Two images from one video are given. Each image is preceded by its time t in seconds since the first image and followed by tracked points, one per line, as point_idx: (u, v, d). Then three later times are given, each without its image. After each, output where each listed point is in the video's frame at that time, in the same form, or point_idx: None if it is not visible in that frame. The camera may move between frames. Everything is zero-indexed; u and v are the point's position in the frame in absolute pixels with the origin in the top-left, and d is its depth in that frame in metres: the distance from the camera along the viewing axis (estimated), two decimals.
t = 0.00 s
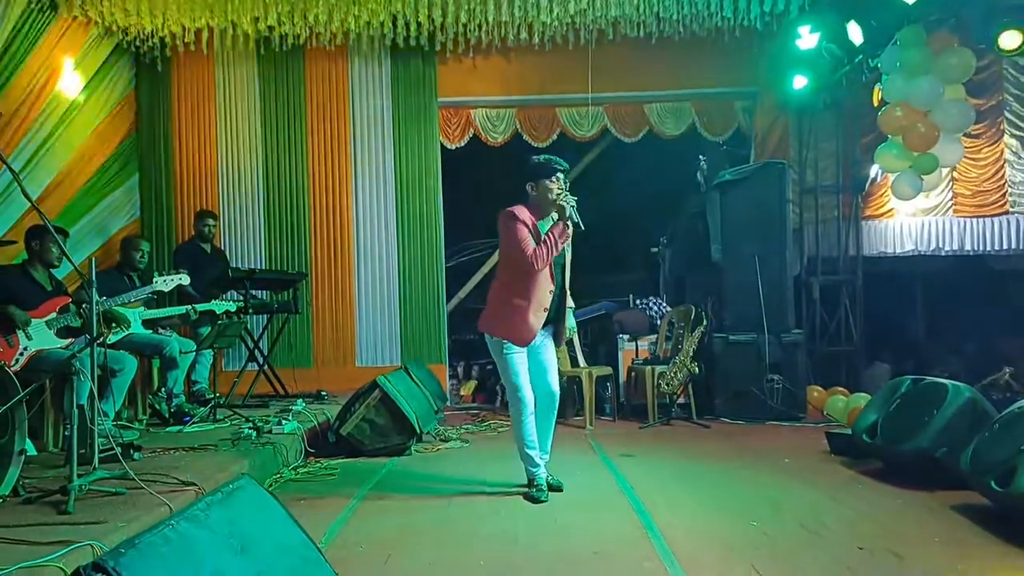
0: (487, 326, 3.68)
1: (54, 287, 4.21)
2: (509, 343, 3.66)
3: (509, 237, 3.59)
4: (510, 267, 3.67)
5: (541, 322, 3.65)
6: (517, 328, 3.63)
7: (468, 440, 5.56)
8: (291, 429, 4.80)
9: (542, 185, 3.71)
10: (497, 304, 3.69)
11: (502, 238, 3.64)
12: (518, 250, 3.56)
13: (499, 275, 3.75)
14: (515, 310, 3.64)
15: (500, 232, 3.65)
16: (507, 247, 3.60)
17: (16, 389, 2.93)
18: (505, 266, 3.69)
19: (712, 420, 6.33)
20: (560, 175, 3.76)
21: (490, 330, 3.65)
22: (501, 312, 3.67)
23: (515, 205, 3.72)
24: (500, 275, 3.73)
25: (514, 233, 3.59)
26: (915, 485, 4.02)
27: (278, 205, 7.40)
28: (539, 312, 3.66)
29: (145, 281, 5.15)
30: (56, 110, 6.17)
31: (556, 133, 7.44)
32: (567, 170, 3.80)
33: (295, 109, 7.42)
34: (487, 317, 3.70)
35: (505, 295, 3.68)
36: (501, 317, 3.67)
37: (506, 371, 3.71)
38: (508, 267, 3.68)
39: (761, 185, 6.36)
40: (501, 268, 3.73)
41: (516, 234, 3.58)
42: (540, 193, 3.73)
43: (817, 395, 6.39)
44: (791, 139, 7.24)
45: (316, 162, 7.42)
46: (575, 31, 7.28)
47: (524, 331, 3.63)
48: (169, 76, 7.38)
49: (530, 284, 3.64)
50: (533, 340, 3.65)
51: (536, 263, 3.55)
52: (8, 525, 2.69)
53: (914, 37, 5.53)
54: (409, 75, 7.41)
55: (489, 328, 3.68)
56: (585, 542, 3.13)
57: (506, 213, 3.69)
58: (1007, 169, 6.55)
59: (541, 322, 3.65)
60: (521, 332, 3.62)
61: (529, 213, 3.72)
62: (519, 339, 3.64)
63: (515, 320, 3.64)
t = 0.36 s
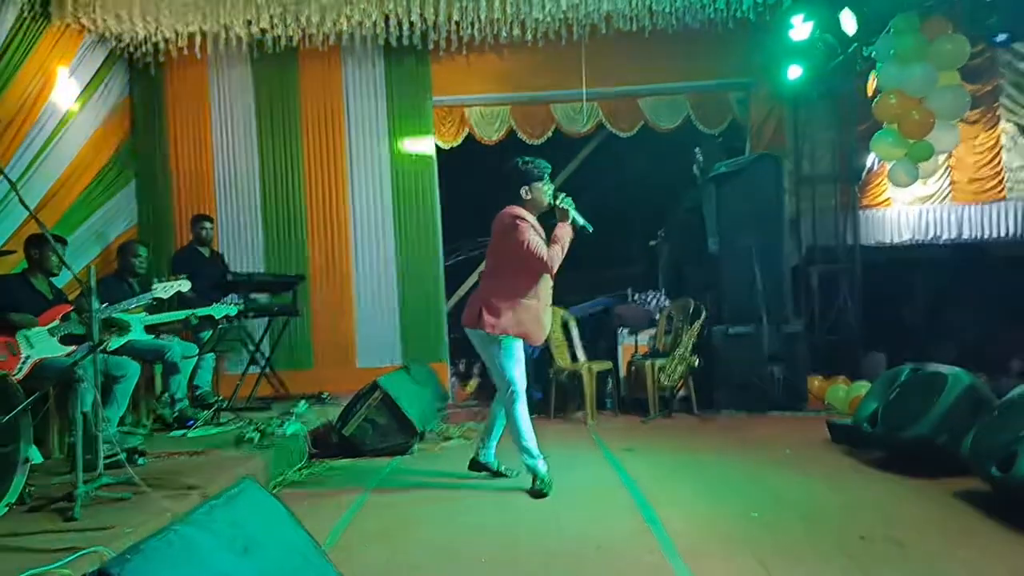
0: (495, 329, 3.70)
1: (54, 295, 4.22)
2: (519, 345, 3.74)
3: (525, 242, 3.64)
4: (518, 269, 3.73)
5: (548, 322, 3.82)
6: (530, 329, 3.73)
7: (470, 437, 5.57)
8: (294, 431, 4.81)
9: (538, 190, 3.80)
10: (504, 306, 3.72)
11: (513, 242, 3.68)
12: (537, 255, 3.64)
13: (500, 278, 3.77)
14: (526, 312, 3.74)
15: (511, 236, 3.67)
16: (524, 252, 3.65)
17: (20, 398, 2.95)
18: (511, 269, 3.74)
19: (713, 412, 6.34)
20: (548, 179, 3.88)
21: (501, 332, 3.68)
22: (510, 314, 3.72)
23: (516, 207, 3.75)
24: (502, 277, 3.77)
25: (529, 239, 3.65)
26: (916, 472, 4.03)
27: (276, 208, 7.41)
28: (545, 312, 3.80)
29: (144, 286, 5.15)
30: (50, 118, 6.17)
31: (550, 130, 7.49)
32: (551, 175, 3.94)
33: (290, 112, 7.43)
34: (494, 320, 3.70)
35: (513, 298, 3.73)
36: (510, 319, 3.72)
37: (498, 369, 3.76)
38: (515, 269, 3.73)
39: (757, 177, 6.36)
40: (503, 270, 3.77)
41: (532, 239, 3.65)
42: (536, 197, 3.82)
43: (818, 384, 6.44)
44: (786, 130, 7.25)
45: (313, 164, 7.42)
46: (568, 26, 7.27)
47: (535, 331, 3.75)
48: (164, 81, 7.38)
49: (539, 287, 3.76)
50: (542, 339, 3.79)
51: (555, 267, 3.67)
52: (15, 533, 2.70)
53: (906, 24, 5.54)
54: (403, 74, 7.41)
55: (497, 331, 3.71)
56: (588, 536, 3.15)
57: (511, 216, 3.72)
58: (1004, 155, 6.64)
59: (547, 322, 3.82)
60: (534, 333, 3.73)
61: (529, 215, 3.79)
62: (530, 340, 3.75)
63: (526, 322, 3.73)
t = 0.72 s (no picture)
0: (491, 334, 3.81)
1: (73, 267, 4.26)
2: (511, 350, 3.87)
3: (525, 253, 3.81)
4: (514, 279, 3.88)
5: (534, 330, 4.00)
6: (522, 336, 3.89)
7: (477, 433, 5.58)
8: (302, 415, 4.84)
9: (532, 202, 3.97)
10: (499, 313, 3.84)
11: (512, 252, 3.83)
12: (536, 267, 3.81)
13: (494, 285, 3.90)
14: (518, 319, 3.89)
15: (512, 246, 3.82)
16: (523, 263, 3.81)
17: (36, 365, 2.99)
18: (506, 277, 3.88)
19: (722, 421, 6.32)
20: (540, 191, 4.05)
21: (499, 337, 3.80)
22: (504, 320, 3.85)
23: (511, 219, 3.90)
24: (496, 285, 3.90)
25: (528, 250, 3.82)
26: (923, 491, 4.00)
27: (297, 195, 7.46)
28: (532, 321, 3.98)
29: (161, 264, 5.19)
30: (80, 95, 6.25)
31: (575, 131, 7.47)
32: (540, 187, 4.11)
33: (316, 100, 7.47)
34: (490, 325, 3.82)
35: (507, 305, 3.87)
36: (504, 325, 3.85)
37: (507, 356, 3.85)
38: (510, 279, 3.89)
39: (779, 188, 6.34)
40: (496, 278, 3.90)
41: (531, 251, 3.82)
42: (530, 209, 3.98)
43: (829, 399, 6.04)
44: (810, 143, 7.20)
45: (336, 153, 7.47)
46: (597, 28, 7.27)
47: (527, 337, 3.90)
48: (193, 64, 7.45)
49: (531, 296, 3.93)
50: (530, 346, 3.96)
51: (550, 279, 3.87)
52: (23, 497, 2.75)
53: (937, 42, 5.48)
54: (431, 68, 7.44)
55: (493, 336, 3.82)
56: (588, 535, 3.15)
57: (508, 227, 3.87)
58: None
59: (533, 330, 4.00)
60: (525, 340, 3.89)
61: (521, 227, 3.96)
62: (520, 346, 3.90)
63: (518, 328, 3.88)
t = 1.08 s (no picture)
0: (492, 333, 3.85)
1: (85, 282, 4.32)
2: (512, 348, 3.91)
3: (518, 249, 3.86)
4: (509, 275, 3.93)
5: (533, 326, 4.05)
6: (523, 332, 3.93)
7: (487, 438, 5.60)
8: (313, 424, 4.87)
9: (520, 200, 4.03)
10: (497, 311, 3.88)
11: (506, 249, 3.88)
12: (530, 262, 3.86)
13: (490, 283, 3.95)
14: (517, 315, 3.93)
15: (506, 243, 3.87)
16: (517, 258, 3.86)
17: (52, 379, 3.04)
18: (502, 274, 3.93)
19: (732, 422, 6.32)
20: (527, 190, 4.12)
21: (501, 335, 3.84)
22: (504, 317, 3.89)
23: (502, 216, 3.96)
24: (492, 282, 3.94)
25: (521, 246, 3.88)
26: (934, 488, 3.99)
27: (304, 206, 7.50)
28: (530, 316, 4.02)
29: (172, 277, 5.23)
30: (90, 112, 6.30)
31: (578, 136, 7.48)
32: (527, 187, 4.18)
33: (321, 111, 7.53)
34: (489, 324, 3.86)
35: (505, 302, 3.91)
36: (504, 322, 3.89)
37: (505, 362, 3.93)
38: (506, 275, 3.93)
39: (783, 188, 6.34)
40: (492, 275, 3.96)
41: (524, 247, 3.87)
42: (519, 207, 4.05)
43: (838, 399, 6.09)
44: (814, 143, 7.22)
45: (341, 164, 7.51)
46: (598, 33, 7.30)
47: (526, 334, 3.95)
48: (199, 79, 7.52)
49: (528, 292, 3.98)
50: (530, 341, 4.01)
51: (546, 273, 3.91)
52: (40, 509, 2.78)
53: (938, 38, 5.50)
54: (433, 78, 7.49)
55: (494, 334, 3.86)
56: (600, 538, 3.16)
57: (500, 225, 3.93)
58: None
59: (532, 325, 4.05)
60: (526, 335, 3.93)
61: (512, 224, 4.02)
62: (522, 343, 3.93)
63: (517, 324, 3.93)
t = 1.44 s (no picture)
0: (492, 323, 3.74)
1: (94, 299, 4.33)
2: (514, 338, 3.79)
3: (513, 234, 3.76)
4: (506, 261, 3.83)
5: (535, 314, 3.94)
6: (524, 320, 3.82)
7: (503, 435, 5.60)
8: (328, 430, 4.87)
9: (514, 188, 3.91)
10: (497, 300, 3.77)
11: (502, 235, 3.78)
12: (526, 247, 3.74)
13: (488, 271, 3.85)
14: (517, 303, 3.82)
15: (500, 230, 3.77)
16: (513, 243, 3.76)
17: (67, 399, 3.13)
18: (499, 262, 3.83)
19: (747, 408, 6.30)
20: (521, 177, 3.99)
21: (502, 326, 3.72)
22: (504, 306, 3.78)
23: (497, 204, 3.87)
24: (490, 270, 3.85)
25: (516, 232, 3.77)
26: (955, 465, 3.97)
27: (308, 213, 7.51)
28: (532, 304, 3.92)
29: (181, 290, 5.25)
30: (91, 129, 6.32)
31: (578, 128, 7.45)
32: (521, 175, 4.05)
33: (321, 116, 7.53)
34: (489, 314, 3.75)
35: (505, 290, 3.81)
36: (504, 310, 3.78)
37: (506, 358, 3.78)
38: (503, 262, 3.84)
39: (787, 170, 6.31)
40: (490, 263, 3.86)
41: (520, 232, 3.77)
42: (514, 195, 3.93)
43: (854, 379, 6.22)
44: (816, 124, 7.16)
45: (344, 168, 7.51)
46: (593, 24, 7.27)
47: (528, 323, 3.84)
48: (199, 91, 7.54)
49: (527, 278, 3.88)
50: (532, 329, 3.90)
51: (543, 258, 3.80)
52: (63, 528, 2.79)
53: (937, 11, 5.45)
54: (431, 77, 7.48)
55: (494, 324, 3.74)
56: (620, 531, 3.15)
57: (494, 212, 3.83)
58: None
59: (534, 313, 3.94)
60: (528, 323, 3.82)
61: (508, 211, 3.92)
62: (524, 331, 3.82)
63: (519, 313, 3.82)
